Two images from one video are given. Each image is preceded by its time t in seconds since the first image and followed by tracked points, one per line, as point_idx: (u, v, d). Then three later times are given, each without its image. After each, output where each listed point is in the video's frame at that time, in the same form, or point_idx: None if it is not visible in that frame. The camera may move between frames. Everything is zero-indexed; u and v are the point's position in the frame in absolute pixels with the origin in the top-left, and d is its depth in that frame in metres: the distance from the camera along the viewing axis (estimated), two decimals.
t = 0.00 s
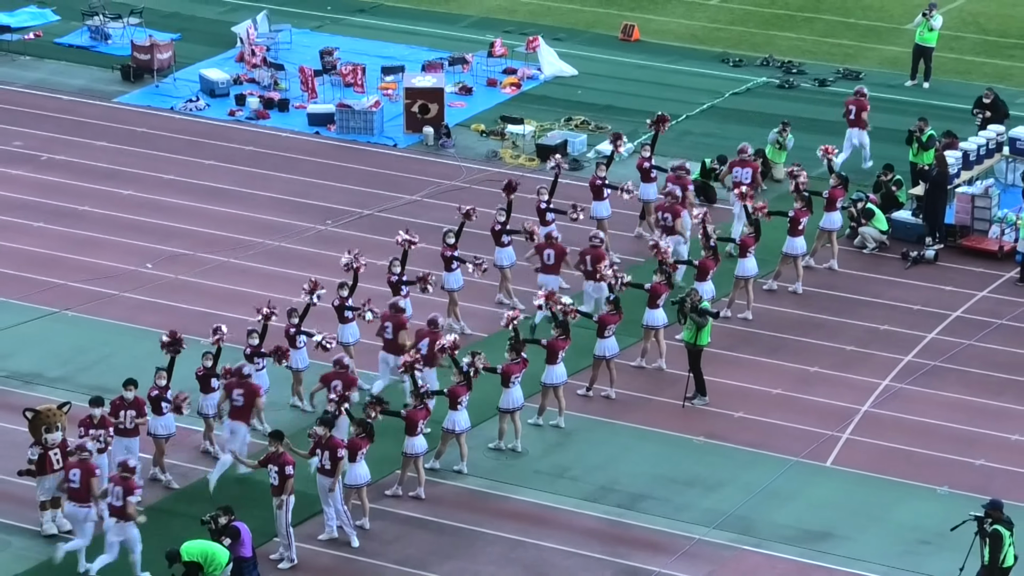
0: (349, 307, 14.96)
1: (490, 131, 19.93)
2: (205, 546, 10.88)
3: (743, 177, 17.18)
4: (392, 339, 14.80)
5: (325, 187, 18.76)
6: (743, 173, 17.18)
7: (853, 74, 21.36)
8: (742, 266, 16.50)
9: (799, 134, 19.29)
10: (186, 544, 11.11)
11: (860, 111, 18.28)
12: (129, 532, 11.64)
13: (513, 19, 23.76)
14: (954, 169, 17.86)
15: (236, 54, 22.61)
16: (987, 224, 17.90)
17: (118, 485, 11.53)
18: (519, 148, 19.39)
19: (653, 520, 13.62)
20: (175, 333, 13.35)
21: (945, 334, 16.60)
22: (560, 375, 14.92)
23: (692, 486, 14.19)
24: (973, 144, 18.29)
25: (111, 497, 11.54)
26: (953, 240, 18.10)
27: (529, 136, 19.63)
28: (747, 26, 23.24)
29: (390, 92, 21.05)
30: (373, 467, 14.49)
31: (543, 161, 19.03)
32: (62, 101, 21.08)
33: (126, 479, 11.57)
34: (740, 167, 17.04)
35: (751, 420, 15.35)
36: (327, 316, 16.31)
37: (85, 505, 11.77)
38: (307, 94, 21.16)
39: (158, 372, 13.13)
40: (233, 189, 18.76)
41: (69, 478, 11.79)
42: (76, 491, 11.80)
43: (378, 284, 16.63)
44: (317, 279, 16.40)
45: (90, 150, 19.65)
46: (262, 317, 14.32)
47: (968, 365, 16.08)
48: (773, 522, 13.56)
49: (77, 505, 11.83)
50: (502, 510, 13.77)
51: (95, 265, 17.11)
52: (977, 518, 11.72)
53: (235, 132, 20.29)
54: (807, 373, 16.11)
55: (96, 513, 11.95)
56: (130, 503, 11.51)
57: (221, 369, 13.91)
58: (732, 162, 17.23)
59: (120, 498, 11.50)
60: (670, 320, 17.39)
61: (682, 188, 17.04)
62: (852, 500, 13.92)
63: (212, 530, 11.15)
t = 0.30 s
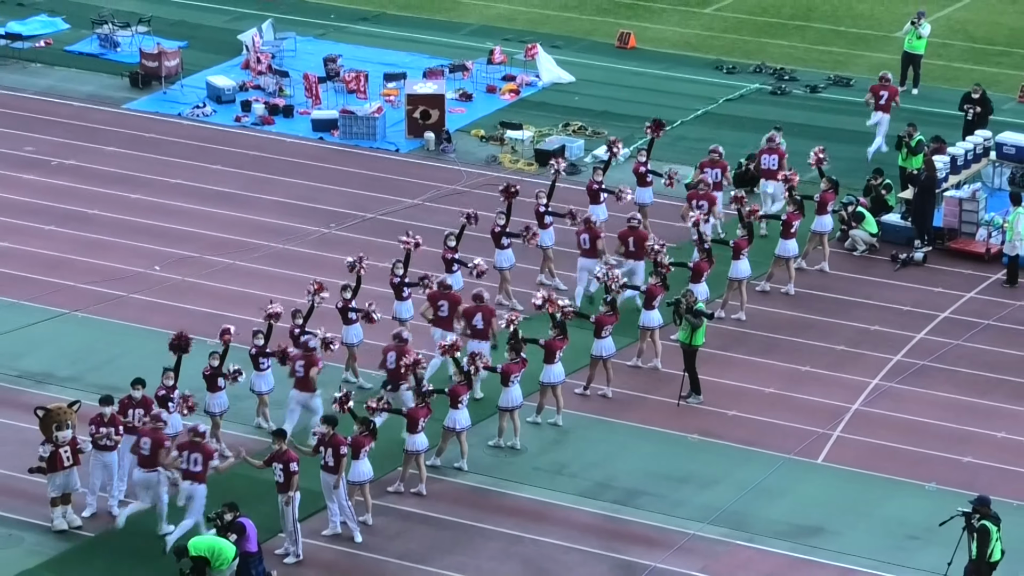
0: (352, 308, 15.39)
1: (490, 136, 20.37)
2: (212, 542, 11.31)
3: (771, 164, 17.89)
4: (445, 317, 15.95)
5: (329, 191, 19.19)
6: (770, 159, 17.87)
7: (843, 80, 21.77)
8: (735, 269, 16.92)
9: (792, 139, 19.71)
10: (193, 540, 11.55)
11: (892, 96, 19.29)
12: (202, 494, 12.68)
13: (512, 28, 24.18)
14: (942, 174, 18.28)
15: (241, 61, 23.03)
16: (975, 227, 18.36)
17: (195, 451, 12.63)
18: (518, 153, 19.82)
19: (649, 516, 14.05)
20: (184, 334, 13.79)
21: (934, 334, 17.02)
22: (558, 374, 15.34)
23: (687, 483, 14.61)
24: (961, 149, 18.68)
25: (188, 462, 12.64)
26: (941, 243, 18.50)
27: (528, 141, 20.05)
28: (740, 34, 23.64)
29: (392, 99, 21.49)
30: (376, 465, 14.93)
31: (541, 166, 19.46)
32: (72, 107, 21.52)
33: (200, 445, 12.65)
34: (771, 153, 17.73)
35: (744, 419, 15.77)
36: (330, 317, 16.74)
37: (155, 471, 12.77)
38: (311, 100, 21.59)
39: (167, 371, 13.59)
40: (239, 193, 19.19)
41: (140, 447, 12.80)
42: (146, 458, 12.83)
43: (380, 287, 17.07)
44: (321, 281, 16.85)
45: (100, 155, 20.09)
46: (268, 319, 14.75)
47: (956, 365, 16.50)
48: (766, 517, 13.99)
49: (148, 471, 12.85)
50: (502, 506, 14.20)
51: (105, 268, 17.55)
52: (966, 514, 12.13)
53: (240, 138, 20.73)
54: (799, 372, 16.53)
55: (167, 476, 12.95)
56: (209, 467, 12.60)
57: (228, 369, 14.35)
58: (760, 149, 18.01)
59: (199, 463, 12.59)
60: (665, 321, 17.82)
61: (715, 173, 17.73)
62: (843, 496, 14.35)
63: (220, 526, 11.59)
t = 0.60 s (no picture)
0: (354, 309, 15.85)
1: (488, 142, 20.81)
2: (218, 539, 11.80)
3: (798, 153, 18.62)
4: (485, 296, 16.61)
5: (330, 196, 19.63)
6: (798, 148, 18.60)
7: (833, 87, 22.19)
8: (728, 271, 17.35)
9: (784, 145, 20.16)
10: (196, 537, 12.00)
11: (909, 86, 19.63)
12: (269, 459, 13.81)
13: (510, 36, 24.61)
14: (929, 178, 18.74)
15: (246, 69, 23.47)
16: (961, 230, 18.79)
17: (259, 420, 13.76)
18: (516, 159, 20.23)
19: (644, 512, 14.49)
20: (190, 335, 14.21)
21: (921, 335, 17.46)
22: (555, 374, 15.79)
23: (681, 480, 15.05)
24: (947, 154, 19.14)
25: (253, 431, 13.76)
26: (928, 245, 18.96)
27: (525, 147, 20.47)
28: (732, 42, 24.04)
29: (393, 105, 21.93)
30: (377, 462, 15.37)
31: (538, 170, 19.90)
32: (80, 114, 21.97)
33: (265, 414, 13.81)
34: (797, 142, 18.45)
35: (735, 417, 16.21)
36: (333, 318, 17.18)
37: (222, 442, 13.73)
38: (314, 107, 22.03)
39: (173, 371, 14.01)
40: (244, 197, 19.63)
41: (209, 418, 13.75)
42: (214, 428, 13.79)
43: (381, 288, 17.51)
44: (324, 283, 17.29)
45: (107, 160, 20.53)
46: (271, 320, 15.21)
47: (943, 364, 16.94)
48: (757, 513, 14.43)
49: (215, 441, 13.83)
50: (500, 503, 14.64)
51: (113, 270, 17.99)
52: (952, 510, 12.57)
53: (245, 144, 21.17)
54: (789, 372, 16.98)
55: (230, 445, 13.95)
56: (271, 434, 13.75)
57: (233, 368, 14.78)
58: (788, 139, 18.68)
59: (262, 431, 13.71)
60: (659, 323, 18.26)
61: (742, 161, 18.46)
62: (832, 493, 14.78)
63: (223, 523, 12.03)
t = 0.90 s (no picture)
0: (352, 314, 16.32)
1: (483, 150, 21.25)
2: (217, 539, 12.24)
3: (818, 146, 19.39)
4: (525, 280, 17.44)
5: (328, 204, 20.07)
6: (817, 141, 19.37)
7: (819, 97, 22.62)
8: (717, 276, 17.79)
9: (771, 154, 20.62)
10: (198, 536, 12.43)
11: (927, 83, 20.68)
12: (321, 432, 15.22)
13: (504, 47, 25.03)
14: (912, 186, 19.18)
15: (246, 79, 23.90)
16: (944, 237, 19.20)
17: (319, 398, 15.07)
18: (510, 167, 20.67)
19: (635, 512, 14.93)
20: (193, 340, 14.64)
21: (905, 338, 17.90)
22: (548, 377, 16.24)
23: (672, 481, 15.48)
24: (931, 162, 19.62)
25: (313, 406, 15.13)
26: (912, 251, 19.41)
27: (519, 155, 20.91)
28: (721, 53, 24.44)
29: (390, 115, 22.36)
30: (375, 463, 15.80)
31: (532, 178, 20.36)
32: (84, 123, 22.41)
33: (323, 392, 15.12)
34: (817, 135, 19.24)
35: (724, 419, 16.65)
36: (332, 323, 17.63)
37: (278, 415, 14.99)
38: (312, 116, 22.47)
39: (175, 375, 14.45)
40: (244, 205, 20.07)
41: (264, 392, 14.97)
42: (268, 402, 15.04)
43: (378, 293, 17.96)
44: (323, 289, 17.73)
45: (111, 169, 20.97)
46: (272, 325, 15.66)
47: (926, 368, 17.38)
48: (746, 513, 14.86)
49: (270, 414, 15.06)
50: (494, 503, 15.07)
51: (117, 276, 18.43)
52: (936, 510, 13.00)
53: (244, 153, 21.60)
54: (777, 375, 17.41)
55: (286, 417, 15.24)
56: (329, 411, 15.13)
57: (235, 371, 15.23)
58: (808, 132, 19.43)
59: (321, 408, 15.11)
60: (649, 327, 18.70)
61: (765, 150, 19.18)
62: (819, 493, 15.22)
63: (223, 523, 12.45)
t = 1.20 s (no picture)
0: (350, 326, 17.05)
1: (478, 168, 21.96)
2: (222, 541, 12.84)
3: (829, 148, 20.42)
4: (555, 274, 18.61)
5: (328, 220, 20.76)
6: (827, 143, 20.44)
7: (800, 118, 23.31)
8: (702, 290, 18.49)
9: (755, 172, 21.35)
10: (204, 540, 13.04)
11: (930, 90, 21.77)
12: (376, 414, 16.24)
13: (498, 69, 25.73)
14: (890, 203, 19.91)
15: (249, 100, 24.60)
16: (921, 252, 19.91)
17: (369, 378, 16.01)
18: (504, 185, 21.37)
19: (624, 517, 15.61)
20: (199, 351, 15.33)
21: (884, 350, 18.60)
22: (540, 388, 16.92)
23: (659, 487, 16.17)
24: (908, 180, 20.30)
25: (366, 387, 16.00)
26: (890, 266, 20.10)
27: (512, 173, 21.57)
28: (706, 74, 25.12)
29: (388, 134, 23.08)
30: (372, 470, 16.50)
31: (524, 196, 21.09)
32: (92, 142, 23.11)
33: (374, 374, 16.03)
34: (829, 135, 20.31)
35: (709, 427, 17.34)
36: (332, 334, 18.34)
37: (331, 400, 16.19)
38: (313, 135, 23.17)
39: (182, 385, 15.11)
40: (247, 221, 20.76)
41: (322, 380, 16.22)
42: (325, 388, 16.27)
43: (377, 306, 18.66)
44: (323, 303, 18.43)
45: (118, 186, 21.66)
46: (274, 337, 16.37)
47: (904, 378, 18.08)
48: (731, 518, 15.54)
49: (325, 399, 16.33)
50: (488, 508, 15.76)
51: (125, 290, 19.12)
52: (913, 515, 13.69)
53: (247, 171, 22.29)
54: (760, 385, 18.10)
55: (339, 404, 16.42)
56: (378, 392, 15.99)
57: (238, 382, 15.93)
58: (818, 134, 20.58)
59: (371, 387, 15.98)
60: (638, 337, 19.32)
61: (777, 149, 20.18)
62: (801, 499, 15.90)
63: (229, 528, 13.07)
